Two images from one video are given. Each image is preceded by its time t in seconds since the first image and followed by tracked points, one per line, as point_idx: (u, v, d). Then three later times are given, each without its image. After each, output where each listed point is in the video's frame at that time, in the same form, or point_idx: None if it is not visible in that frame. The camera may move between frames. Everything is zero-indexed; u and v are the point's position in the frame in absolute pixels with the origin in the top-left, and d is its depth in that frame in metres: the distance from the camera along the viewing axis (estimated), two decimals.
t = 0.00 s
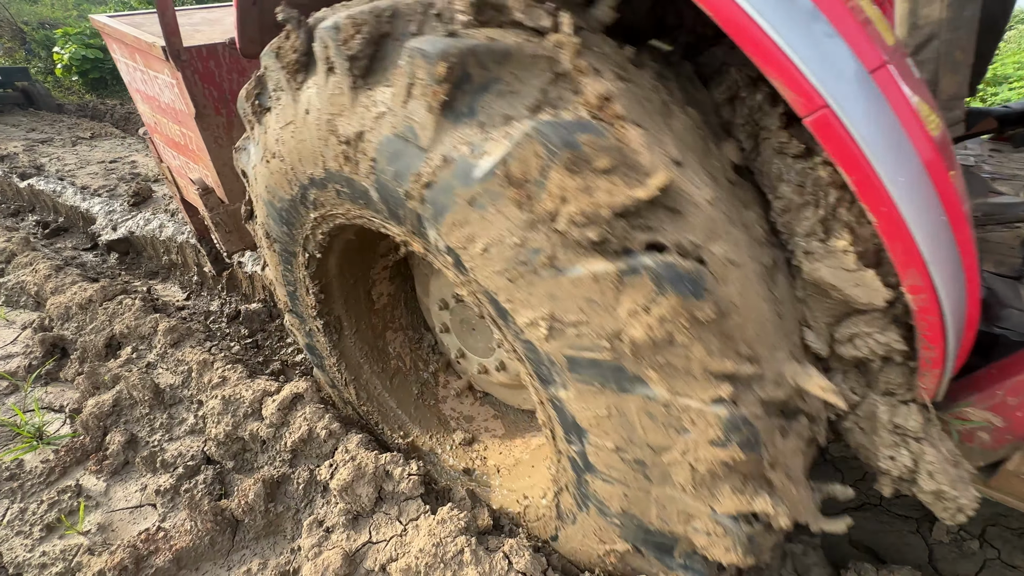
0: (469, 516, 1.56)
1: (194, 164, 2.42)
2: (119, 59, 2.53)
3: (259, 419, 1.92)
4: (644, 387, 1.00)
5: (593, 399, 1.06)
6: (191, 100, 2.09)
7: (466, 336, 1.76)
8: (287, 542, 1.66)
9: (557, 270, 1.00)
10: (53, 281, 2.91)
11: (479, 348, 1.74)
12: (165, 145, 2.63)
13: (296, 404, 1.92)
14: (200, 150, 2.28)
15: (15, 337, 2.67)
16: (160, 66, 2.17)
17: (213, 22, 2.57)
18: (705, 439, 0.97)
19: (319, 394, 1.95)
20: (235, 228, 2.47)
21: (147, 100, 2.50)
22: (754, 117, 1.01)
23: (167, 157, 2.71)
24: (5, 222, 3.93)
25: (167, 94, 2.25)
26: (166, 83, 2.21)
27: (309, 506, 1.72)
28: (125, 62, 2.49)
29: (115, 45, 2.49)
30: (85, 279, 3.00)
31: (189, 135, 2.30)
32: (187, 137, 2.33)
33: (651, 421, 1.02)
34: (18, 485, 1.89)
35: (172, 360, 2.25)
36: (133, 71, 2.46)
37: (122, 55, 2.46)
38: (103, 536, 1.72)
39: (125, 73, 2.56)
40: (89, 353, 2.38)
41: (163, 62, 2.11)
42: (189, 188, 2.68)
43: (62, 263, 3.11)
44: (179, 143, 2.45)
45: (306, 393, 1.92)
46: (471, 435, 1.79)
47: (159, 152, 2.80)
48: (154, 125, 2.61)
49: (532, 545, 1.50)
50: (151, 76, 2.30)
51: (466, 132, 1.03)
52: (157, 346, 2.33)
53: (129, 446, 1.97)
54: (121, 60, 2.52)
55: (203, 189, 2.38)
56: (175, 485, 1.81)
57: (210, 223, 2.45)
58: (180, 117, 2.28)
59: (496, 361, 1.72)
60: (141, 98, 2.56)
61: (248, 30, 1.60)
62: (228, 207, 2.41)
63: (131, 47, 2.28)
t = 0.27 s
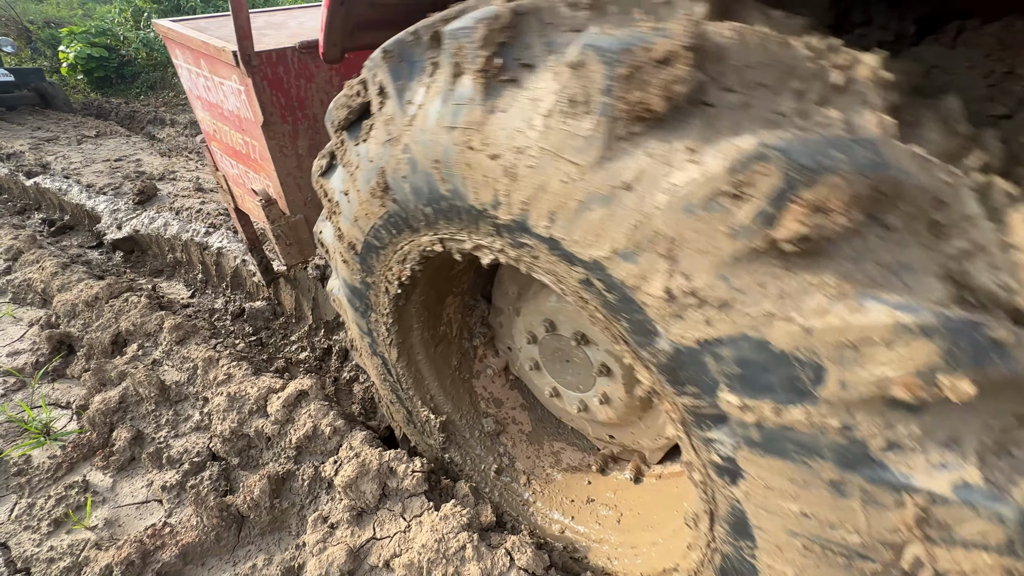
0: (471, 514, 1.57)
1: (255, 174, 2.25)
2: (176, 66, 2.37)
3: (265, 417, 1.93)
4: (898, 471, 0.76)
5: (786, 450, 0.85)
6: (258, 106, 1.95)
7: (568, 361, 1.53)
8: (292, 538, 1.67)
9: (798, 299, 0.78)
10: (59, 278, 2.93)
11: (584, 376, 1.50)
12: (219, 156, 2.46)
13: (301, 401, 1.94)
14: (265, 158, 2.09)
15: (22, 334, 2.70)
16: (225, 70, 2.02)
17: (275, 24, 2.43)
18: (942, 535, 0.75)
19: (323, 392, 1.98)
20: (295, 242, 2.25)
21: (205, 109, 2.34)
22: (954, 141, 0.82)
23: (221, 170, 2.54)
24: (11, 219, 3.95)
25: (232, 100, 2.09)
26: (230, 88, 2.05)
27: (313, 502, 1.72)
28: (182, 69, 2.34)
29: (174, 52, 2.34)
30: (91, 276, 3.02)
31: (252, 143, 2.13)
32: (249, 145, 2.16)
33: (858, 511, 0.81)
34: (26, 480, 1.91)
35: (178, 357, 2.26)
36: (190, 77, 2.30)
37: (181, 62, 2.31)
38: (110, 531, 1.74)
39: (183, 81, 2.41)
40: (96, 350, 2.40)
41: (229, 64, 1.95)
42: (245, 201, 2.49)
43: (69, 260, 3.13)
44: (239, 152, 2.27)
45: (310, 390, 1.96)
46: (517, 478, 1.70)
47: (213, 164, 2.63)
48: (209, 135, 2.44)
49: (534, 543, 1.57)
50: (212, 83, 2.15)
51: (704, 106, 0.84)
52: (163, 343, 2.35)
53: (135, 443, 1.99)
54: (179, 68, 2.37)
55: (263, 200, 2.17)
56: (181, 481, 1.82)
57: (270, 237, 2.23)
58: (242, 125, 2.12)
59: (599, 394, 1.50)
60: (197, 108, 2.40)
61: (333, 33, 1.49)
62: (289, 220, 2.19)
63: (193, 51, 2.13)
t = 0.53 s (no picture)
0: (476, 511, 1.57)
1: (314, 181, 2.08)
2: (227, 63, 2.19)
3: (271, 414, 1.94)
4: None
5: None
6: (326, 110, 1.78)
7: (684, 405, 1.36)
8: (299, 534, 1.67)
9: None
10: (68, 276, 2.95)
11: (703, 429, 1.35)
12: (270, 159, 2.28)
13: (307, 399, 1.95)
14: (328, 165, 1.92)
15: (32, 331, 2.72)
16: (289, 70, 1.84)
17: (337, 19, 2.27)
18: None
19: (330, 390, 1.99)
20: (353, 255, 2.07)
21: (258, 110, 2.16)
22: None
23: (270, 172, 2.36)
24: (20, 218, 3.99)
25: (292, 102, 1.92)
26: (292, 90, 1.88)
27: (320, 499, 1.73)
28: (236, 67, 2.16)
29: (226, 49, 2.16)
30: (99, 274, 3.04)
31: (313, 149, 1.96)
32: (309, 151, 1.99)
33: None
34: (36, 476, 1.93)
35: (186, 354, 2.28)
36: (244, 75, 2.12)
37: (235, 58, 2.13)
38: (118, 527, 1.75)
39: (233, 79, 2.23)
40: (104, 347, 2.41)
41: (295, 63, 1.78)
42: (296, 207, 2.32)
43: (78, 258, 3.16)
44: (296, 157, 2.10)
45: (317, 387, 1.97)
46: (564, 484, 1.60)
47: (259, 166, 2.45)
48: (261, 138, 2.27)
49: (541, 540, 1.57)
50: (270, 83, 1.97)
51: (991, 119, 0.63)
52: (170, 340, 2.36)
53: (143, 439, 2.00)
54: (230, 65, 2.19)
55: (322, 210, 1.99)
56: (189, 477, 1.83)
57: (326, 248, 2.05)
58: (304, 130, 1.95)
59: (701, 448, 1.39)
60: (250, 109, 2.22)
61: (429, 31, 1.38)
62: (350, 232, 2.01)
63: (251, 49, 1.95)
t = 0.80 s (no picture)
0: (480, 515, 1.57)
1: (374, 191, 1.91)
2: (282, 62, 2.03)
3: (276, 415, 1.94)
4: None
5: None
6: (398, 113, 1.60)
7: (829, 468, 1.21)
8: (303, 536, 1.67)
9: None
10: (76, 276, 2.97)
11: (847, 497, 1.22)
12: (325, 165, 2.13)
13: (312, 401, 1.96)
14: (394, 175, 1.75)
15: (40, 331, 2.75)
16: (356, 70, 1.67)
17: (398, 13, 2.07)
18: None
19: (334, 392, 1.99)
20: (412, 271, 1.91)
21: (315, 112, 1.99)
22: None
23: (324, 178, 2.20)
24: (29, 218, 4.03)
25: (357, 104, 1.75)
26: (358, 91, 1.71)
27: (324, 501, 1.73)
28: (292, 65, 1.99)
29: (282, 45, 1.99)
30: (107, 274, 3.06)
31: (377, 156, 1.79)
32: (372, 159, 1.83)
33: None
34: (43, 475, 1.94)
35: (192, 355, 2.29)
36: (301, 74, 1.96)
37: (291, 55, 1.95)
38: (123, 527, 1.76)
39: (287, 79, 2.06)
40: (111, 347, 2.43)
41: (366, 63, 1.60)
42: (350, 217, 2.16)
43: (86, 258, 3.18)
44: (355, 164, 1.93)
45: (321, 389, 1.97)
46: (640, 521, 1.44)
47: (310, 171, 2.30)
48: (315, 142, 2.11)
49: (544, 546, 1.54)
50: (332, 83, 1.80)
51: None
52: (177, 341, 2.37)
53: (148, 439, 2.01)
54: (284, 63, 2.02)
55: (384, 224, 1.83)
56: (193, 478, 1.83)
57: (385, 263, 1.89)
58: (369, 135, 1.78)
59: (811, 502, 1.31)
60: (305, 110, 2.06)
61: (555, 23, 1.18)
62: (411, 248, 1.85)
63: (313, 46, 1.77)
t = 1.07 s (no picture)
0: (484, 520, 1.57)
1: (440, 203, 1.73)
2: (338, 56, 1.80)
3: (282, 418, 1.95)
4: None
5: None
6: (484, 119, 1.41)
7: (1012, 542, 0.94)
8: (307, 539, 1.68)
9: None
10: (85, 277, 3.00)
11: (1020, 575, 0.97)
12: (381, 171, 1.93)
13: (318, 403, 1.96)
14: (469, 187, 1.58)
15: (49, 332, 2.78)
16: (435, 69, 1.47)
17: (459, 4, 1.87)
18: None
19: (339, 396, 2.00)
20: (478, 289, 1.76)
21: (375, 114, 1.79)
22: None
23: (377, 185, 2.01)
24: (39, 219, 4.08)
25: (430, 107, 1.55)
26: (434, 92, 1.51)
27: (329, 504, 1.74)
28: (350, 61, 1.77)
29: (338, 37, 1.76)
30: (115, 276, 3.09)
31: (450, 166, 1.61)
32: (443, 167, 1.64)
33: None
34: (51, 475, 1.96)
35: (198, 357, 2.30)
36: (361, 70, 1.74)
37: (350, 48, 1.73)
38: (130, 527, 1.77)
39: (342, 76, 1.84)
40: (120, 348, 2.46)
41: (450, 63, 1.41)
42: (405, 228, 1.98)
43: (95, 260, 3.20)
44: (420, 172, 1.74)
45: (327, 392, 1.98)
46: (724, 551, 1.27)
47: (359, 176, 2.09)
48: (372, 146, 1.91)
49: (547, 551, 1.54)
50: (401, 82, 1.60)
51: None
52: (184, 343, 2.38)
53: (155, 440, 2.03)
54: (341, 58, 1.80)
55: (454, 239, 1.65)
56: (200, 479, 1.84)
57: (451, 280, 1.73)
58: (442, 142, 1.59)
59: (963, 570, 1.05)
60: (362, 111, 1.85)
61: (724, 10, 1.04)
62: (480, 263, 1.69)
63: (382, 39, 1.56)
